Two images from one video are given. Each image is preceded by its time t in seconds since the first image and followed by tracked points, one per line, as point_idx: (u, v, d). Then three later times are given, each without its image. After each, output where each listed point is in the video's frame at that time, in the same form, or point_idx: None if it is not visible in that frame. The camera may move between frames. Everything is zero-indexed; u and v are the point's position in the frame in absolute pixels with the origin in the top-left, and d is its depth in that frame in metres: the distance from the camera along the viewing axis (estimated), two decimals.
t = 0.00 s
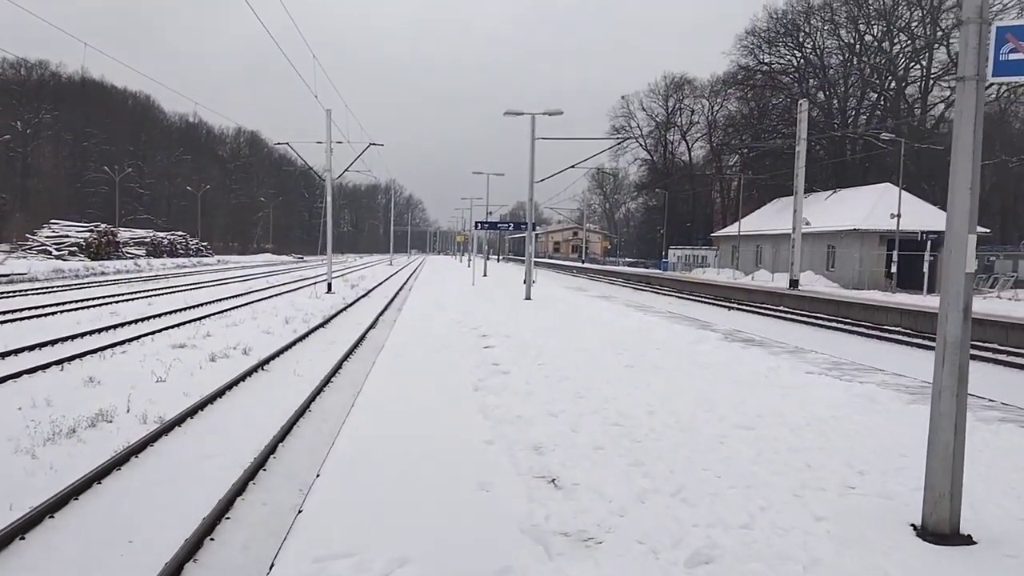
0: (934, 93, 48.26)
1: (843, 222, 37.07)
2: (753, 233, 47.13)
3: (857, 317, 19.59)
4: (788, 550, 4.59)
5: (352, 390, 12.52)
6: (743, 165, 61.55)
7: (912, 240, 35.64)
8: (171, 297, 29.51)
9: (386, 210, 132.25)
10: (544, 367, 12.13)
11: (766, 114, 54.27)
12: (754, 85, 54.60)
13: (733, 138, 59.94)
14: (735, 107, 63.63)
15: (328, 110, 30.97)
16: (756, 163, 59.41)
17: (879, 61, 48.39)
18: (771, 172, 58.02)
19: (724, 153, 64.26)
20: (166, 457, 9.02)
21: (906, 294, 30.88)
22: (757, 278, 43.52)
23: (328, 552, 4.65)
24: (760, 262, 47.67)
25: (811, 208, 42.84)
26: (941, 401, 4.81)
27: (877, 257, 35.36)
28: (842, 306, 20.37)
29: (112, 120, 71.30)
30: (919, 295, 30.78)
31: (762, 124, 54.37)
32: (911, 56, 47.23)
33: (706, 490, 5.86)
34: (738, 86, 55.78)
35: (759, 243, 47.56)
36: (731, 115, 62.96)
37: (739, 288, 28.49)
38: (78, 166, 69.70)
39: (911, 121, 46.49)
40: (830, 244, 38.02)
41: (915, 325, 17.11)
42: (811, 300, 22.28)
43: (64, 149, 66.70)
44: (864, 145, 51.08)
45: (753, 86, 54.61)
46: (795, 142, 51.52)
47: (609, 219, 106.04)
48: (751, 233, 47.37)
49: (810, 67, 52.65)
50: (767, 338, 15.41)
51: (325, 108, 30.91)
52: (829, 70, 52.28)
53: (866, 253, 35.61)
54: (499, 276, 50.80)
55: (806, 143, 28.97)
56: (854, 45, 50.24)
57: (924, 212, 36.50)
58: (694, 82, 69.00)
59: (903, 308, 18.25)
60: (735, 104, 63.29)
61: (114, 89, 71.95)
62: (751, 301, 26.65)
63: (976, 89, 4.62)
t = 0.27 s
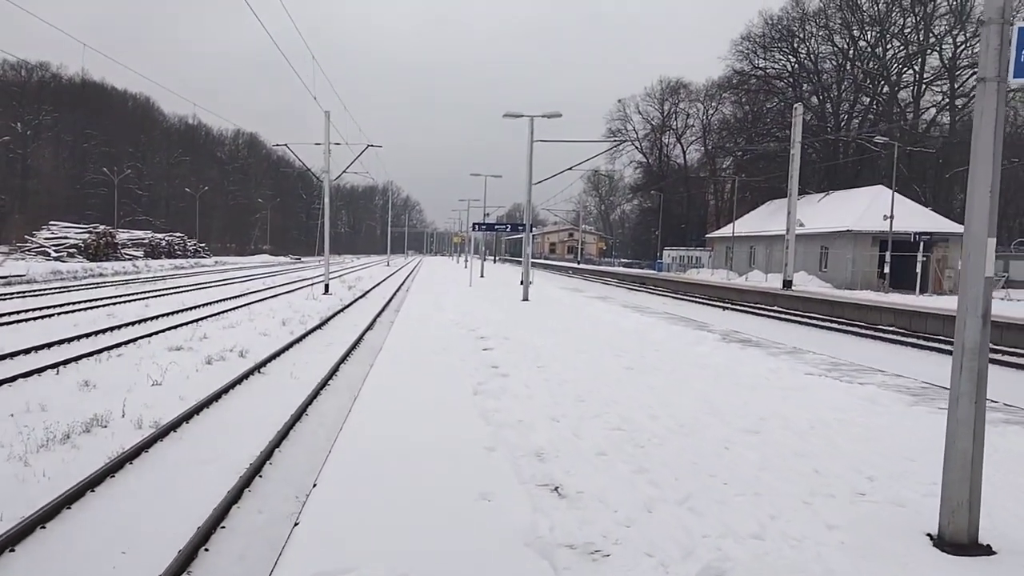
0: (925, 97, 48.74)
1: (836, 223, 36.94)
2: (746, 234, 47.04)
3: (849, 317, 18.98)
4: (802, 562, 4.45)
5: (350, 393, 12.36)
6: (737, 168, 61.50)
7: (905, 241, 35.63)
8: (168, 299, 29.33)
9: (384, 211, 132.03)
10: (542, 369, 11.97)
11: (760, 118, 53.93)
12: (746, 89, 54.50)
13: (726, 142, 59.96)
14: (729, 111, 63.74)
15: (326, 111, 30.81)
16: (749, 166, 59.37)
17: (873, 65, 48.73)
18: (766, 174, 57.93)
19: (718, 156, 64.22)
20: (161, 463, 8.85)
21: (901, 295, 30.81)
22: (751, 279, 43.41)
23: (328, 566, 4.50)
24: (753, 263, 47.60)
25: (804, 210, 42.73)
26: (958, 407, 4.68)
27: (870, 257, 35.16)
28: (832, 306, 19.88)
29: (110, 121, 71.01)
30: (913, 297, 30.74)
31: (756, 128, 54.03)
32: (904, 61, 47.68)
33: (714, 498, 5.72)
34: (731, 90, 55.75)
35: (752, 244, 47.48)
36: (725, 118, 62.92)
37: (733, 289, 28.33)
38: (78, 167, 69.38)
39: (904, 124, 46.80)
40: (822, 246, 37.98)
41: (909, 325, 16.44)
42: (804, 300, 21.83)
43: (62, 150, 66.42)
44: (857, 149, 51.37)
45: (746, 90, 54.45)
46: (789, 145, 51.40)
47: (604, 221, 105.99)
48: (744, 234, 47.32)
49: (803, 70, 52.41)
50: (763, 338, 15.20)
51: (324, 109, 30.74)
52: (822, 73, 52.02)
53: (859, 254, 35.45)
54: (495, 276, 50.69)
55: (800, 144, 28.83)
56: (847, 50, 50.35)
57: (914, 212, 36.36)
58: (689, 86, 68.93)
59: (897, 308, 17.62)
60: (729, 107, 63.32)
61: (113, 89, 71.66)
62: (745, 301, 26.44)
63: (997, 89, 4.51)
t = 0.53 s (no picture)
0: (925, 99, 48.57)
1: (837, 225, 36.69)
2: (747, 237, 46.76)
3: (850, 321, 18.47)
4: None
5: (348, 398, 12.14)
6: (737, 170, 61.41)
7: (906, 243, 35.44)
8: (164, 301, 29.03)
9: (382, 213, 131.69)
10: (544, 374, 11.72)
11: (759, 120, 53.66)
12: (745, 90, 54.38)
13: (724, 143, 59.86)
14: (728, 112, 63.63)
15: (324, 112, 30.54)
16: (749, 168, 59.38)
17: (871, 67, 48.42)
18: (766, 176, 57.81)
19: (717, 158, 64.16)
20: (151, 469, 8.60)
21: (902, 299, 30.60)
22: (752, 281, 43.16)
23: None
24: (755, 265, 47.32)
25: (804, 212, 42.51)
26: (983, 417, 4.45)
27: (870, 260, 34.86)
28: (831, 310, 19.56)
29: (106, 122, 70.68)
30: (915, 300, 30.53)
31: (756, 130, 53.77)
32: (903, 62, 47.45)
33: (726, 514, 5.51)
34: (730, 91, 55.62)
35: (753, 247, 47.21)
36: (724, 120, 62.77)
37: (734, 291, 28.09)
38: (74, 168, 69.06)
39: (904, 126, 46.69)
40: (824, 248, 37.75)
41: (911, 329, 15.91)
42: (803, 304, 21.49)
43: (59, 152, 66.09)
44: (856, 151, 51.28)
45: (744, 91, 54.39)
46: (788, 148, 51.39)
47: (603, 223, 105.88)
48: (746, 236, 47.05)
49: (802, 72, 52.25)
50: (767, 342, 14.92)
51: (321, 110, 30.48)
52: (821, 74, 51.89)
53: (860, 256, 35.19)
54: (493, 279, 50.44)
55: (802, 146, 28.57)
56: (845, 52, 50.02)
57: (917, 215, 36.14)
58: (687, 88, 68.77)
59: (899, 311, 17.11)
60: (728, 108, 63.19)
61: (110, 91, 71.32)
62: (746, 304, 26.11)
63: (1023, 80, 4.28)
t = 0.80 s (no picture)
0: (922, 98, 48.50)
1: (837, 227, 36.50)
2: (746, 238, 46.57)
3: (851, 324, 18.18)
4: None
5: (341, 403, 11.89)
6: (734, 170, 61.28)
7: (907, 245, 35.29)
8: (157, 303, 28.74)
9: (377, 213, 131.34)
10: (541, 379, 11.48)
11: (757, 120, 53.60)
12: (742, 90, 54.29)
13: (721, 143, 59.73)
14: (724, 112, 63.50)
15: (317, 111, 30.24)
16: (746, 168, 59.27)
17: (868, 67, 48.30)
18: (763, 177, 57.68)
19: (714, 159, 64.02)
20: (138, 477, 8.36)
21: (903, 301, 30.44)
22: (751, 283, 42.96)
23: None
24: (753, 266, 47.17)
25: (803, 214, 42.34)
26: (1006, 433, 4.20)
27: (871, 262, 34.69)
28: (831, 312, 19.37)
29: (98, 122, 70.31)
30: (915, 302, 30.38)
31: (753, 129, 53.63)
32: (901, 62, 47.34)
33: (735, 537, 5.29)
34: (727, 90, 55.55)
35: (752, 248, 47.04)
36: (721, 120, 62.62)
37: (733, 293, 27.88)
38: (65, 168, 68.64)
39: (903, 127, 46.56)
40: (824, 250, 37.57)
41: (913, 332, 15.65)
42: (803, 306, 21.29)
43: (50, 152, 65.67)
44: (854, 151, 51.18)
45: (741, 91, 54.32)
46: (786, 147, 51.29)
47: (600, 223, 105.68)
48: (745, 238, 46.86)
49: (799, 71, 52.16)
50: (769, 346, 14.68)
51: (314, 110, 30.21)
52: (818, 74, 51.79)
53: (861, 258, 35.01)
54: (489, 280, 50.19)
55: (800, 147, 28.38)
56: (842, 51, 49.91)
57: (918, 217, 36.01)
58: (684, 87, 68.63)
59: (901, 314, 16.85)
60: (725, 108, 63.01)
61: (102, 90, 70.92)
62: (745, 306, 25.87)
63: None
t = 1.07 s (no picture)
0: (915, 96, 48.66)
1: (832, 225, 36.37)
2: (740, 236, 46.37)
3: (847, 324, 17.99)
4: None
5: (327, 404, 11.55)
6: (725, 168, 61.24)
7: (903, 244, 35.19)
8: (139, 301, 28.20)
9: (365, 211, 130.62)
10: (535, 381, 11.15)
11: (748, 117, 53.50)
12: (733, 87, 54.12)
13: (712, 141, 59.65)
14: (715, 110, 63.44)
15: (303, 107, 29.80)
16: (737, 165, 59.23)
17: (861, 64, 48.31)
18: (753, 175, 57.62)
19: (705, 156, 63.97)
20: (114, 482, 7.98)
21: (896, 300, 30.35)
22: (743, 282, 42.80)
23: None
24: (746, 265, 47.01)
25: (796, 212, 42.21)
26: None
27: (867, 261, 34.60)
28: (826, 311, 19.20)
29: (81, 117, 69.38)
30: (908, 300, 30.30)
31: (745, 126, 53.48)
32: (894, 59, 47.44)
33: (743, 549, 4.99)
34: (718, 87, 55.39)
35: (745, 247, 46.87)
36: (712, 117, 62.54)
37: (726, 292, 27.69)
38: (47, 163, 67.68)
39: (896, 124, 46.63)
40: (818, 248, 37.43)
41: (909, 332, 15.48)
42: (797, 305, 21.11)
43: (32, 147, 64.74)
44: (846, 149, 51.19)
45: (733, 89, 54.14)
46: (779, 144, 51.20)
47: (589, 221, 105.55)
48: (738, 236, 46.67)
49: (792, 68, 52.11)
50: (765, 347, 14.45)
51: (301, 105, 29.78)
52: (811, 70, 51.76)
53: (856, 257, 34.90)
54: (478, 279, 49.80)
55: (792, 144, 28.22)
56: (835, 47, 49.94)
57: (913, 215, 35.93)
58: (674, 84, 68.51)
59: (897, 313, 16.67)
60: (715, 106, 62.94)
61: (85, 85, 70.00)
62: (739, 305, 25.67)
63: None
